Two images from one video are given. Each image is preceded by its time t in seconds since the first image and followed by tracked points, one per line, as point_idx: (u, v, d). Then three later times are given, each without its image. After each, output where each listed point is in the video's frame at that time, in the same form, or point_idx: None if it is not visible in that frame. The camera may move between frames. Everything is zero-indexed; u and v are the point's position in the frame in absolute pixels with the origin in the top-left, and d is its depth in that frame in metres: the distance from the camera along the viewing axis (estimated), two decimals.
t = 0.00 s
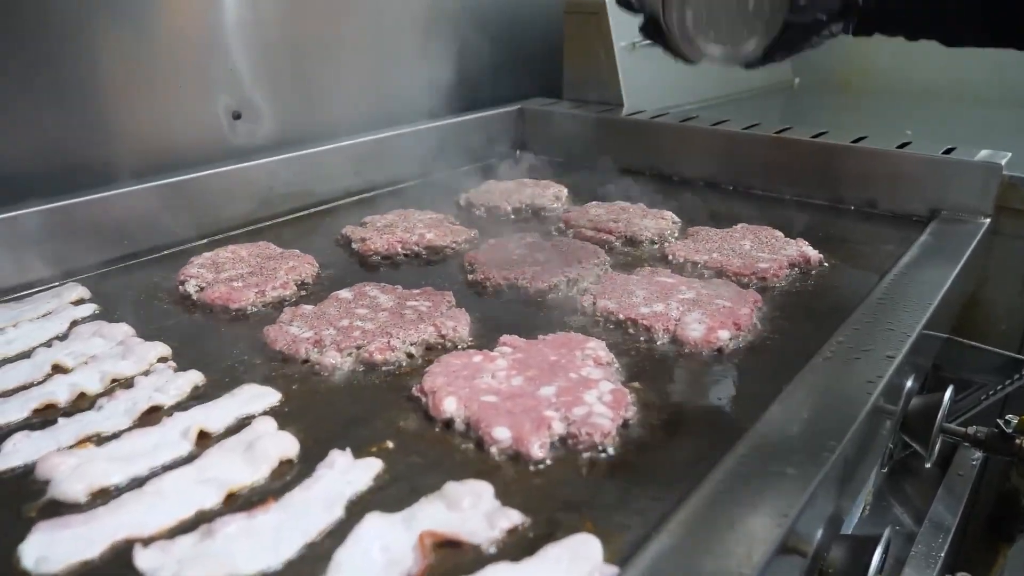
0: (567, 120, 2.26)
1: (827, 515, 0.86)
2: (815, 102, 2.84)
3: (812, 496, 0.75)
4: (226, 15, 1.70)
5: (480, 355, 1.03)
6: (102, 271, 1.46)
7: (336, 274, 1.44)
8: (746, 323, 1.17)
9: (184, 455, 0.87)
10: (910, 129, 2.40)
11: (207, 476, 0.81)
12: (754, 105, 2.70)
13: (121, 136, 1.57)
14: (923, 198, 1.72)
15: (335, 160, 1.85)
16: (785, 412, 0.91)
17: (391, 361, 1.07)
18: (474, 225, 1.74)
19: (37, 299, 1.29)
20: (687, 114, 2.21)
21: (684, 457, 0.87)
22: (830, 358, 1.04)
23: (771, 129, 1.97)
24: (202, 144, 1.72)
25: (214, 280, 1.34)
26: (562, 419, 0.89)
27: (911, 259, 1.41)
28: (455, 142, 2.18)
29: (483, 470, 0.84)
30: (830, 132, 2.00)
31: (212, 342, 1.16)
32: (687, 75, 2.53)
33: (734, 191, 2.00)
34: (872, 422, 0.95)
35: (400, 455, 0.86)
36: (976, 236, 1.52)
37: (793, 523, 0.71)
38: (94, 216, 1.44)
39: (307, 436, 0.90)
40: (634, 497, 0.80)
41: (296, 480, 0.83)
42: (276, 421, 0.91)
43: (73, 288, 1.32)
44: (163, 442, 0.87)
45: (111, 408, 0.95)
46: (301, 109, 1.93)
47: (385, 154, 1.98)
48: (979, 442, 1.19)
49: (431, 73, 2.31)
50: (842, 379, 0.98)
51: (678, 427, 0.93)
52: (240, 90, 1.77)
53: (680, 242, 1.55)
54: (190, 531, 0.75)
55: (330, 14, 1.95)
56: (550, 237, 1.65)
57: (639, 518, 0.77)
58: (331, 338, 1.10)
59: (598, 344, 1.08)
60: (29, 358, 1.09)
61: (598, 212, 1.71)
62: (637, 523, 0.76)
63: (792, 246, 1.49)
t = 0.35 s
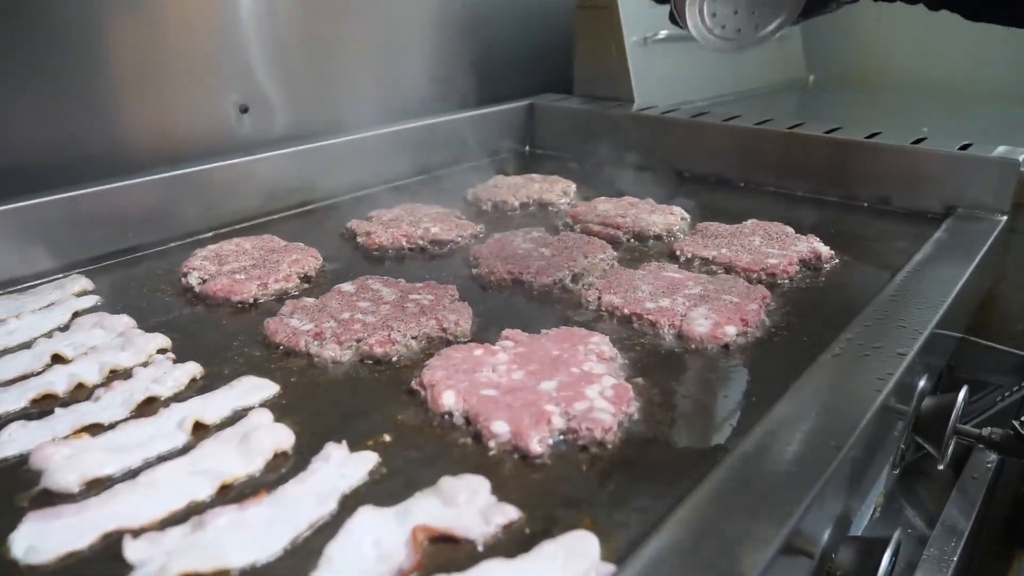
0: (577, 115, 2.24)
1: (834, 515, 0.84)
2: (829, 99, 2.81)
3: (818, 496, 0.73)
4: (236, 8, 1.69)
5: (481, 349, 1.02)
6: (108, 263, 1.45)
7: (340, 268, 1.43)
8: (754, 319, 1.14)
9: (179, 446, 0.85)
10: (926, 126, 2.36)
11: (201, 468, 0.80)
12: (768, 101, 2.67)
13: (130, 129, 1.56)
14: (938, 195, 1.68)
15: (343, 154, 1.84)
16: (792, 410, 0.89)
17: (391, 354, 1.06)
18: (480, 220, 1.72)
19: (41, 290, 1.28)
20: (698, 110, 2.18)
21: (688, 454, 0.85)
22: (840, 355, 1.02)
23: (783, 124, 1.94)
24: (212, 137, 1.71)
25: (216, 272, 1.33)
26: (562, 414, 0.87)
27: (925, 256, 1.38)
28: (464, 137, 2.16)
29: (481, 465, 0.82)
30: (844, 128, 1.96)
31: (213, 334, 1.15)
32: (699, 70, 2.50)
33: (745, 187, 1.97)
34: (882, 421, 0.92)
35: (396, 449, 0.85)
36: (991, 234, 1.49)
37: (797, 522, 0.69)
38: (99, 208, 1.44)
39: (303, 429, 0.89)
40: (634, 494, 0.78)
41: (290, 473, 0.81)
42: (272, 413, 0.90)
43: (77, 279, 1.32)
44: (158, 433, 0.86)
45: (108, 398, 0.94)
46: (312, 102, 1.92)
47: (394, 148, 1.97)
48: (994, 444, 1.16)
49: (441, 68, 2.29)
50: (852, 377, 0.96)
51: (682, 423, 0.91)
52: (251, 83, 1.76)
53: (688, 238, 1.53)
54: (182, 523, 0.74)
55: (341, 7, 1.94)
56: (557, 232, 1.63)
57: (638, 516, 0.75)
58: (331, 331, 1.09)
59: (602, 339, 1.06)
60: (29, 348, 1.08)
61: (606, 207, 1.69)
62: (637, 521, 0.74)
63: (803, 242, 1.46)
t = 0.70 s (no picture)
0: (590, 110, 2.21)
1: (845, 518, 0.81)
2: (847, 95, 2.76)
3: (827, 498, 0.71)
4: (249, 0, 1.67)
5: (485, 344, 1.00)
6: (115, 255, 1.44)
7: (346, 261, 1.41)
8: (765, 316, 1.12)
9: (176, 439, 0.84)
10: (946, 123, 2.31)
11: (196, 461, 0.79)
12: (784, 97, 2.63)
13: (141, 122, 1.55)
14: (957, 191, 1.65)
15: (353, 148, 1.82)
16: (802, 410, 0.86)
17: (394, 348, 1.04)
18: (490, 215, 1.70)
19: (46, 282, 1.28)
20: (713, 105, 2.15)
21: (693, 453, 0.83)
22: (854, 354, 0.99)
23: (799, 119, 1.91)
24: (222, 130, 1.69)
25: (221, 266, 1.32)
26: (565, 411, 0.85)
27: (944, 253, 1.34)
28: (475, 132, 2.14)
29: (481, 462, 0.80)
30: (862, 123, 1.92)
31: (216, 327, 1.14)
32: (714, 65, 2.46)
33: (760, 183, 1.94)
34: (897, 421, 0.90)
35: (396, 445, 0.83)
36: (1013, 231, 1.45)
37: (804, 525, 0.67)
38: (107, 200, 1.43)
39: (302, 423, 0.88)
40: (637, 493, 0.76)
41: (287, 467, 0.80)
42: (271, 407, 0.89)
43: (83, 272, 1.31)
44: (156, 426, 0.85)
45: (107, 390, 0.93)
46: (326, 95, 1.90)
47: (405, 143, 1.95)
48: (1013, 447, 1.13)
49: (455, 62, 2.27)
50: (865, 375, 0.93)
51: (688, 421, 0.89)
52: (263, 76, 1.74)
53: (700, 234, 1.50)
54: (176, 517, 0.73)
55: None
56: (567, 227, 1.61)
57: (640, 516, 0.73)
58: (334, 325, 1.07)
59: (609, 335, 1.03)
60: (31, 340, 1.07)
61: (617, 202, 1.66)
62: (639, 521, 0.72)
63: (818, 238, 1.43)
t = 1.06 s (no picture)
0: (599, 105, 2.18)
1: (852, 524, 0.78)
2: (863, 91, 2.72)
3: (830, 503, 0.68)
4: None
5: (482, 340, 0.97)
6: (114, 248, 1.43)
7: (346, 255, 1.39)
8: (772, 313, 1.08)
9: (163, 434, 0.83)
10: (964, 119, 2.26)
11: (181, 457, 0.77)
12: (799, 93, 2.59)
13: (148, 113, 1.53)
14: (974, 189, 1.60)
15: (359, 141, 1.80)
16: (805, 412, 0.83)
17: (389, 344, 1.02)
18: (494, 210, 1.68)
19: (44, 274, 1.27)
20: (724, 100, 2.11)
21: (693, 454, 0.80)
22: (863, 354, 0.96)
23: (812, 114, 1.86)
24: (227, 123, 1.66)
25: (220, 259, 1.30)
26: (561, 409, 0.83)
27: (959, 252, 1.31)
28: (483, 126, 2.11)
29: (473, 460, 0.78)
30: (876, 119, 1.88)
31: (212, 321, 1.13)
32: (726, 61, 2.41)
33: (771, 180, 1.90)
34: (905, 425, 0.86)
35: (386, 442, 0.81)
36: None
37: (805, 532, 0.64)
38: (108, 191, 1.41)
39: (292, 419, 0.85)
40: (632, 496, 0.73)
41: (275, 464, 0.78)
42: (260, 402, 0.87)
43: (81, 264, 1.30)
44: (142, 420, 0.84)
45: (96, 383, 0.92)
46: (337, 86, 1.87)
47: (412, 137, 1.93)
48: None
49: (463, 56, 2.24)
50: (874, 376, 0.90)
51: (689, 421, 0.86)
52: (269, 68, 1.71)
53: (707, 230, 1.47)
54: (158, 514, 0.71)
55: None
56: (572, 222, 1.58)
57: (636, 519, 0.70)
58: (329, 319, 1.05)
59: (610, 332, 1.01)
60: (25, 332, 1.06)
61: (623, 198, 1.63)
62: (634, 524, 0.70)
63: (828, 236, 1.40)
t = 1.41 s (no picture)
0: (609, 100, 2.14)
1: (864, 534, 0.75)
2: (880, 88, 2.66)
3: (841, 515, 0.65)
4: None
5: (480, 339, 0.94)
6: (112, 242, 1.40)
7: (347, 251, 1.36)
8: (783, 313, 1.05)
9: (149, 433, 0.80)
10: (982, 115, 2.20)
11: (165, 457, 0.74)
12: (813, 88, 2.54)
13: (154, 108, 1.47)
14: (993, 186, 1.56)
15: (364, 136, 1.77)
16: (816, 416, 0.80)
17: (386, 342, 0.99)
18: (499, 205, 1.65)
19: (40, 268, 1.24)
20: (736, 95, 2.07)
21: (697, 460, 0.76)
22: (878, 357, 0.92)
23: (826, 110, 1.82)
24: (234, 118, 1.60)
25: (217, 254, 1.28)
26: (560, 411, 0.80)
27: (977, 251, 1.26)
28: (491, 121, 2.07)
29: (466, 464, 0.75)
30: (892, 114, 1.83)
31: (206, 317, 1.10)
32: (740, 56, 2.36)
33: (784, 176, 1.86)
34: (921, 433, 0.82)
35: (378, 443, 0.78)
36: None
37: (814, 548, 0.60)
38: (107, 185, 1.38)
39: (282, 419, 0.83)
40: (632, 503, 0.70)
41: (262, 466, 0.75)
42: (249, 401, 0.84)
43: (77, 258, 1.28)
44: (128, 419, 0.81)
45: (84, 380, 0.89)
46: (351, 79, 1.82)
47: (419, 132, 1.89)
48: None
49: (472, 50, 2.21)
50: (889, 378, 0.86)
51: (693, 425, 0.83)
52: (278, 62, 1.65)
53: (717, 227, 1.43)
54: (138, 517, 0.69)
55: None
56: (579, 219, 1.54)
57: (635, 528, 0.67)
58: (325, 317, 1.02)
59: (613, 332, 0.97)
60: (15, 327, 1.04)
61: (631, 194, 1.59)
62: (634, 533, 0.66)
63: (842, 233, 1.35)
